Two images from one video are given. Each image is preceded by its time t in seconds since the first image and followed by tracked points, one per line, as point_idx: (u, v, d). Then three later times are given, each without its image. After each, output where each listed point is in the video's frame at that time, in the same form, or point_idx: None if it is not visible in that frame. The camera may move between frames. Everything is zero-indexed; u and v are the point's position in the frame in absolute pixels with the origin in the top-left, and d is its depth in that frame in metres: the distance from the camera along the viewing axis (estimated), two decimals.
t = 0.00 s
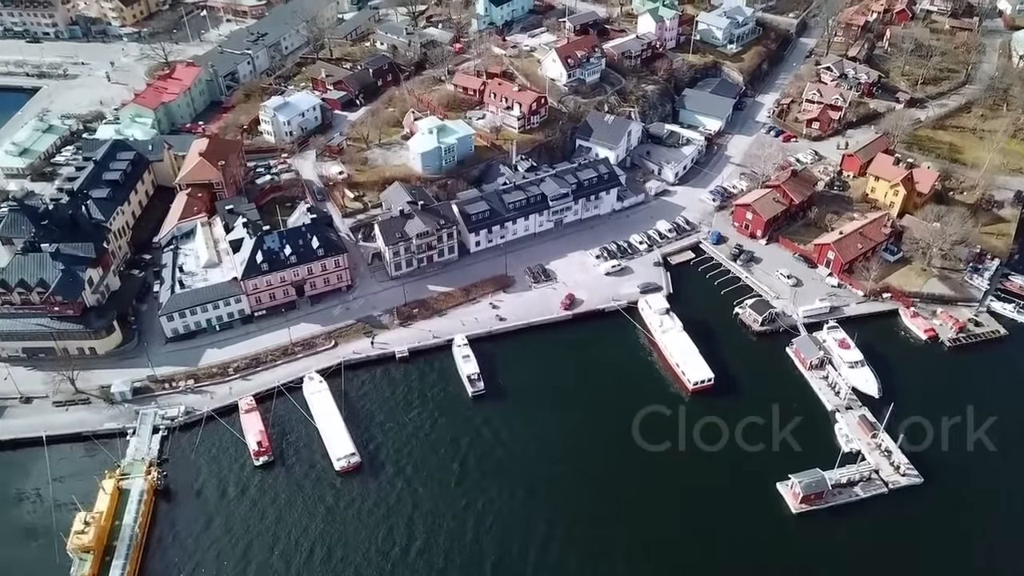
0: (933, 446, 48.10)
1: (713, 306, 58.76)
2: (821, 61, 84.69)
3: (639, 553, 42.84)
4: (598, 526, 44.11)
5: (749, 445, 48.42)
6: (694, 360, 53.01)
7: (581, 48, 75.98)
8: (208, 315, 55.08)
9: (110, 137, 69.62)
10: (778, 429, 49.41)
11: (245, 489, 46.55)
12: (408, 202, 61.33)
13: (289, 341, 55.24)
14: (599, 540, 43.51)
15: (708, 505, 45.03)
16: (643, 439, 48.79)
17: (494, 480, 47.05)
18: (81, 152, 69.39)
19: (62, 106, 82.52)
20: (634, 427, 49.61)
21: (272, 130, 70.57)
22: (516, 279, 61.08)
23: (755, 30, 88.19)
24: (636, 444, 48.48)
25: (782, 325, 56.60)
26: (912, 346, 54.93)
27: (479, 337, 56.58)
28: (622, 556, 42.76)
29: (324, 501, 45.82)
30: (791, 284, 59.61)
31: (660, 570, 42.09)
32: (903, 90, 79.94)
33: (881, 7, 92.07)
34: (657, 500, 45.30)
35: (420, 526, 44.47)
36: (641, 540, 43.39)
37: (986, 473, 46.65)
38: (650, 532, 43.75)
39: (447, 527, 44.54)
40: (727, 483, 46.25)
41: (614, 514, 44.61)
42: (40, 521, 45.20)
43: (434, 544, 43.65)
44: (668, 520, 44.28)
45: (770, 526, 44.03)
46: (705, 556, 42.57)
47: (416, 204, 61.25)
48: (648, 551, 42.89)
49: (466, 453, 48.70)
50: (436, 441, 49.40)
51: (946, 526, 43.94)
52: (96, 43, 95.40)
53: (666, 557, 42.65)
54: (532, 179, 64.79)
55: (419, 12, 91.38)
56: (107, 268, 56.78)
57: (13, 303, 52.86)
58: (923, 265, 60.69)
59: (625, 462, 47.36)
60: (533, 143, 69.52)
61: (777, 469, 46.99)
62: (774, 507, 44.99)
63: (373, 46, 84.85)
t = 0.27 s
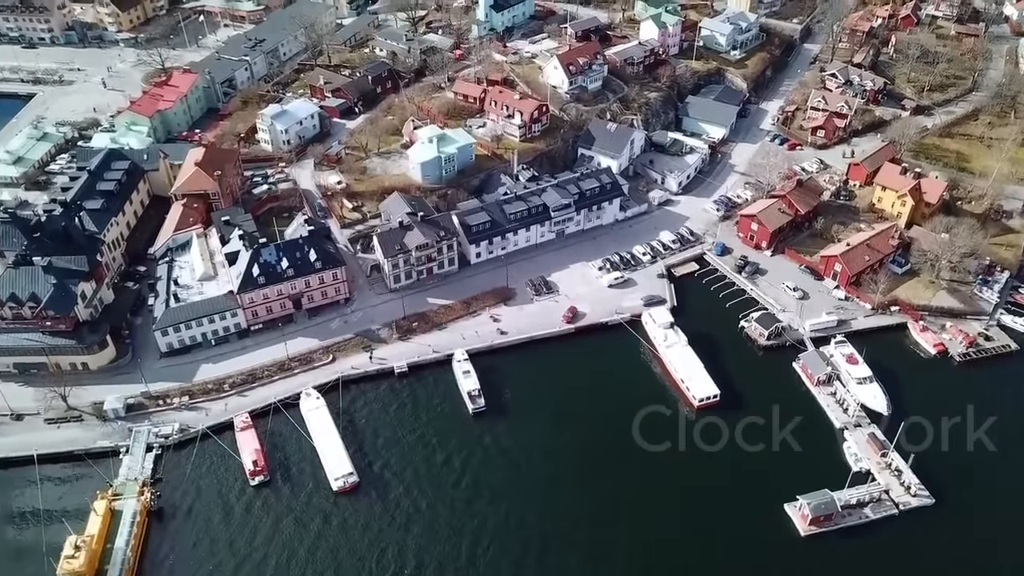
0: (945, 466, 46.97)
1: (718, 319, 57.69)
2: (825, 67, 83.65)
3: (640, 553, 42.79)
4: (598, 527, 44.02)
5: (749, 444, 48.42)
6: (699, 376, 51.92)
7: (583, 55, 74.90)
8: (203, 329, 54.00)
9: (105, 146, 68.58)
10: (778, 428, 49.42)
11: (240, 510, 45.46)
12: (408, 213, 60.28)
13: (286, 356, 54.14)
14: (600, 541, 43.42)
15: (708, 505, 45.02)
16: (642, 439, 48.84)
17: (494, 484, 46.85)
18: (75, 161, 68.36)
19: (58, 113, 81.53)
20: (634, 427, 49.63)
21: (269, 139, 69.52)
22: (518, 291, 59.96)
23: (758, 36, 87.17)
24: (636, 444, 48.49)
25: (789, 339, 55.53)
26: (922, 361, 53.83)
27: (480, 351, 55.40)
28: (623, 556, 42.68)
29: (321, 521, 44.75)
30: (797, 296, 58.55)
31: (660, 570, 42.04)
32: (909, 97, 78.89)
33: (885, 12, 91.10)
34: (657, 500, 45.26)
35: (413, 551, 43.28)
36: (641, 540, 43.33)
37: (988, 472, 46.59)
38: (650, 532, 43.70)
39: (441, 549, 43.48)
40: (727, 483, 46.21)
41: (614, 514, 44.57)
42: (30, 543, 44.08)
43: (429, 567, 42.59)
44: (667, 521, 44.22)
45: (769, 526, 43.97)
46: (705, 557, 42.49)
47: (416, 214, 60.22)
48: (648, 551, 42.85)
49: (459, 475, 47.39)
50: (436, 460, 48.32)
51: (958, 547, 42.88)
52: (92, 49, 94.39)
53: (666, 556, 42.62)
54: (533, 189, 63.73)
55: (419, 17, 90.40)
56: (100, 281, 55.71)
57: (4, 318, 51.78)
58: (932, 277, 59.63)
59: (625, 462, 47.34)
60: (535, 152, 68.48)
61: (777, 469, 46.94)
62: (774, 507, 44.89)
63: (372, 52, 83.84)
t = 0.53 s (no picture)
0: (956, 487, 45.88)
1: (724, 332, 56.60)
2: (830, 74, 82.64)
3: (639, 552, 42.73)
4: (598, 527, 43.97)
5: (749, 444, 48.49)
6: (704, 392, 50.84)
7: (585, 62, 73.86)
8: (198, 344, 52.93)
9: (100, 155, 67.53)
10: (778, 429, 49.49)
11: (235, 532, 44.38)
12: (407, 224, 59.22)
13: (283, 372, 53.05)
14: (599, 540, 43.37)
15: (707, 504, 45.05)
16: (642, 438, 48.92)
17: (493, 489, 46.55)
18: (70, 171, 67.29)
19: (52, 120, 80.51)
20: (634, 427, 49.67)
21: (266, 147, 68.47)
22: (519, 303, 58.86)
23: (762, 42, 86.17)
24: (636, 444, 48.52)
25: (796, 353, 54.45)
26: (932, 376, 52.80)
27: (480, 366, 54.24)
28: (623, 556, 42.61)
29: (318, 543, 43.68)
30: (804, 309, 57.51)
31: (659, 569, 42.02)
32: (916, 104, 77.85)
33: (890, 17, 90.15)
34: (657, 500, 45.25)
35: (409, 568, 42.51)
36: (641, 539, 43.33)
37: (988, 471, 46.70)
38: (650, 531, 43.67)
39: (439, 565, 42.85)
40: (727, 483, 46.23)
41: (613, 514, 44.54)
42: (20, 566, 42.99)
43: None
44: (667, 520, 44.21)
45: (769, 526, 43.93)
46: (705, 556, 42.47)
47: (415, 226, 59.18)
48: (648, 550, 42.82)
49: (457, 492, 46.48)
50: (436, 479, 47.21)
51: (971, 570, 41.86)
52: (88, 54, 93.37)
53: (667, 555, 42.59)
54: (534, 200, 62.66)
55: (418, 23, 89.46)
56: (93, 294, 54.64)
57: None
58: (941, 289, 58.58)
59: (625, 461, 47.34)
60: (536, 161, 67.44)
61: (777, 469, 46.96)
62: (773, 506, 44.91)
63: (371, 58, 82.86)
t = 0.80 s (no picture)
0: (961, 497, 45.44)
1: (728, 345, 55.60)
2: (834, 79, 81.65)
3: (639, 551, 42.66)
4: (598, 526, 43.92)
5: (749, 444, 48.54)
6: (708, 408, 49.82)
7: (587, 68, 72.85)
8: (192, 358, 51.90)
9: (94, 164, 66.52)
10: (778, 428, 49.53)
11: (230, 553, 43.36)
12: (406, 235, 58.21)
13: (279, 387, 52.03)
14: (599, 539, 43.31)
15: (707, 503, 45.10)
16: (642, 438, 48.99)
17: (493, 491, 46.40)
18: (63, 180, 66.30)
19: (47, 127, 79.51)
20: (634, 427, 49.74)
21: (263, 155, 67.47)
22: (520, 315, 57.81)
23: (766, 47, 85.21)
24: (636, 443, 48.57)
25: (802, 367, 53.46)
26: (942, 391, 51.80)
27: (480, 381, 53.11)
28: (623, 555, 42.55)
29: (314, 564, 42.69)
30: (809, 321, 56.52)
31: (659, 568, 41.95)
32: (922, 110, 76.88)
33: (894, 22, 89.21)
34: (657, 500, 45.22)
35: None
36: (641, 538, 43.27)
37: (988, 471, 46.83)
38: (649, 531, 43.62)
39: None
40: (727, 483, 46.24)
41: (613, 513, 44.49)
42: None
43: None
44: (666, 520, 44.18)
45: (769, 525, 43.90)
46: (705, 556, 42.45)
47: (415, 236, 58.18)
48: (647, 549, 42.77)
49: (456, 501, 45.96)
50: (435, 498, 46.15)
51: None
52: (84, 59, 92.39)
53: (667, 554, 42.54)
54: (535, 209, 61.65)
55: (418, 28, 88.50)
56: (86, 307, 53.64)
57: None
58: (949, 300, 57.58)
59: (625, 461, 47.34)
60: (537, 169, 66.46)
61: (777, 468, 46.97)
62: (773, 505, 44.93)
63: (370, 63, 81.90)
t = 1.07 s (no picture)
0: (961, 496, 45.45)
1: (734, 359, 54.53)
2: (839, 86, 80.61)
3: (638, 551, 42.84)
4: (598, 526, 44.06)
5: (749, 444, 48.62)
6: (714, 425, 48.75)
7: (589, 76, 71.80)
8: (187, 373, 50.81)
9: (89, 173, 65.46)
10: (778, 429, 49.63)
11: None
12: (405, 246, 57.14)
13: (275, 403, 50.93)
14: (599, 539, 43.47)
15: (706, 502, 45.33)
16: (642, 437, 49.12)
17: (494, 490, 46.43)
18: (57, 189, 65.21)
19: (42, 134, 78.42)
20: (634, 426, 49.89)
21: (260, 165, 66.41)
22: (521, 328, 56.72)
23: (769, 53, 84.18)
24: (636, 443, 48.69)
25: (809, 383, 52.38)
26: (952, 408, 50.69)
27: (480, 397, 51.97)
28: (621, 555, 42.72)
29: None
30: (816, 334, 55.47)
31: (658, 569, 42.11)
32: (928, 118, 75.84)
33: (899, 28, 88.23)
34: (657, 500, 45.39)
35: None
36: (640, 538, 43.42)
37: (990, 472, 46.79)
38: (648, 531, 43.76)
39: None
40: (727, 483, 46.36)
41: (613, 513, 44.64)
42: None
43: None
44: (665, 521, 44.32)
45: (769, 524, 44.02)
46: (705, 556, 42.63)
47: (414, 248, 57.11)
48: (647, 550, 42.94)
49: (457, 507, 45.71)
50: (434, 520, 45.07)
51: None
52: (80, 65, 91.28)
53: (667, 554, 42.71)
54: (537, 220, 60.58)
55: (417, 33, 87.52)
56: (79, 321, 52.58)
57: None
58: (958, 313, 56.52)
59: (625, 461, 47.45)
60: (538, 178, 65.39)
61: (777, 469, 47.07)
62: (772, 504, 45.09)
63: (368, 70, 80.91)
